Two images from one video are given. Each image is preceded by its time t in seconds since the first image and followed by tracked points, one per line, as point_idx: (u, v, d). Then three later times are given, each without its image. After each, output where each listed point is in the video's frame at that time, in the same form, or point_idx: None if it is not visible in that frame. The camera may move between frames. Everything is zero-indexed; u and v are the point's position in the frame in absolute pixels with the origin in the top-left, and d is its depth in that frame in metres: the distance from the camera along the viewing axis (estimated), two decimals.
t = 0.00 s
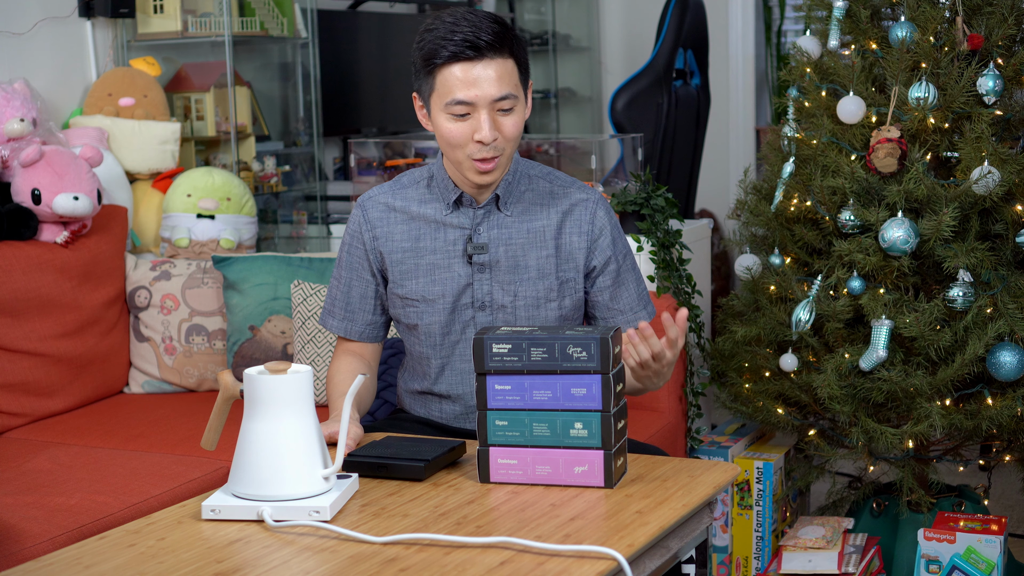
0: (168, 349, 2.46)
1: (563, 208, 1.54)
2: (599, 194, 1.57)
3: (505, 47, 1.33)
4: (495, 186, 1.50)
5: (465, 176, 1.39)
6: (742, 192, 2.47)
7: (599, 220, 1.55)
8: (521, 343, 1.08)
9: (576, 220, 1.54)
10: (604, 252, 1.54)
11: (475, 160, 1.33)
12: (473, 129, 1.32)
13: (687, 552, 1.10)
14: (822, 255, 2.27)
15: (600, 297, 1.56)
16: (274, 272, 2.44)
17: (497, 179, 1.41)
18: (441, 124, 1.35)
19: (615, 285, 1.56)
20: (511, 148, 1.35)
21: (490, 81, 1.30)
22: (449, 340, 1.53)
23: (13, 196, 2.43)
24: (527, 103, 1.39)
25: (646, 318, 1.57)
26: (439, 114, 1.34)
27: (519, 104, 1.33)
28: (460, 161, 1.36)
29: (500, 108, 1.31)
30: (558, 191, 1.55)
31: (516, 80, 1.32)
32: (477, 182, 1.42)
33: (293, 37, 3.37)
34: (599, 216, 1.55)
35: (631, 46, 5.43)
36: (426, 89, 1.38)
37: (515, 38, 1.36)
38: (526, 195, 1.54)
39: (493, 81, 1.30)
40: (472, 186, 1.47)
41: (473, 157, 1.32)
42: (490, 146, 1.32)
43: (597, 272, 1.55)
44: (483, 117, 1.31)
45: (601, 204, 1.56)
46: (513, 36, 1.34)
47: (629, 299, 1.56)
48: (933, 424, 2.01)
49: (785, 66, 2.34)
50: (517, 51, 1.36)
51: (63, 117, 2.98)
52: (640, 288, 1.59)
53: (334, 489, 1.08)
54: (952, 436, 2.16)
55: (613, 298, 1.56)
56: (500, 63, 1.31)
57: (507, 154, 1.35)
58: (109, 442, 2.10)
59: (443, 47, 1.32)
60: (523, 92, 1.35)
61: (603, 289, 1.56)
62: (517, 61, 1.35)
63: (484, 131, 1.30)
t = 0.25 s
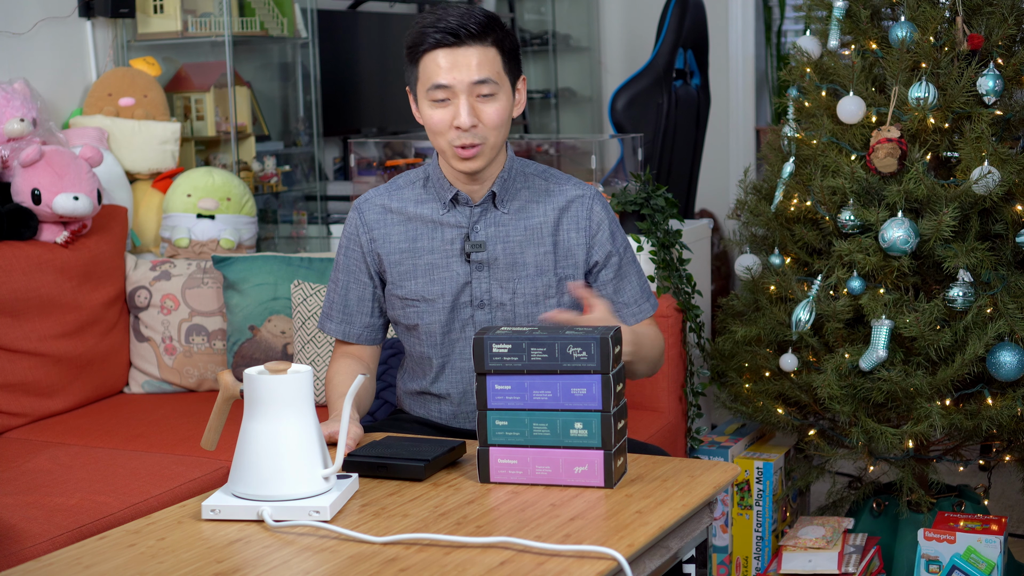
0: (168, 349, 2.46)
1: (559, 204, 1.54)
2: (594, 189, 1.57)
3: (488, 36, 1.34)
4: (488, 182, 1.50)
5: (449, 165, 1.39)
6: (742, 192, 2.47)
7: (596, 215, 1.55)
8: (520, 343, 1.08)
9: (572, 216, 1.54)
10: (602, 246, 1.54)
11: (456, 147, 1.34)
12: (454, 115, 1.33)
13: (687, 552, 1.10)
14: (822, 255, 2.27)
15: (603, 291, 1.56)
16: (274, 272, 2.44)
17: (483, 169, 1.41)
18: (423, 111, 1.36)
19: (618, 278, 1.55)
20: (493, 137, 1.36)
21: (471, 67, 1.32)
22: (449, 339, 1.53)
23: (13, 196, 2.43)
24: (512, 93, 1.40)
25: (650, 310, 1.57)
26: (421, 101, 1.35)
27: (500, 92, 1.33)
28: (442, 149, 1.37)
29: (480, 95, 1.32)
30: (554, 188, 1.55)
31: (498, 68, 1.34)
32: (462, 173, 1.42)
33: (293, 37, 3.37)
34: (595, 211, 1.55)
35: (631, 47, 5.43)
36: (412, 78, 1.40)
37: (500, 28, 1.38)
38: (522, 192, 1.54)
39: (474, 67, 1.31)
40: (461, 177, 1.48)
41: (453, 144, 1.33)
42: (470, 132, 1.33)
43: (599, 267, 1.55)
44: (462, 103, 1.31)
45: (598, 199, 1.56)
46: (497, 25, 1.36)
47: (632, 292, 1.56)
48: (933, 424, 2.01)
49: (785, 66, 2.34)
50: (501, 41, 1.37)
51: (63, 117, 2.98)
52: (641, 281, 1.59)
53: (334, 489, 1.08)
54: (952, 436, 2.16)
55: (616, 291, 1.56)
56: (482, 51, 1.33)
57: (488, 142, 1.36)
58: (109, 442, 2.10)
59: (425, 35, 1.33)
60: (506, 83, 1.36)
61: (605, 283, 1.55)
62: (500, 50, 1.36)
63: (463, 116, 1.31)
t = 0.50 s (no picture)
0: (168, 349, 2.46)
1: (556, 203, 1.54)
2: (591, 188, 1.57)
3: (478, 24, 1.39)
4: (485, 178, 1.50)
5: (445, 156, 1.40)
6: (742, 192, 2.47)
7: (593, 215, 1.55)
8: (521, 343, 1.08)
9: (569, 215, 1.54)
10: (599, 246, 1.55)
11: (450, 133, 1.35)
12: (445, 101, 1.35)
13: (687, 552, 1.10)
14: (822, 255, 2.26)
15: (598, 294, 1.57)
16: (274, 272, 2.44)
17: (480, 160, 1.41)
18: (416, 101, 1.38)
19: (613, 280, 1.56)
20: (487, 123, 1.37)
21: (461, 53, 1.36)
22: (447, 339, 1.53)
23: (13, 196, 2.43)
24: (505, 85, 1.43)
25: (644, 313, 1.57)
26: (414, 91, 1.39)
27: (491, 77, 1.37)
28: (437, 140, 1.38)
29: (470, 80, 1.36)
30: (551, 187, 1.56)
31: (488, 56, 1.38)
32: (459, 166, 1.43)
33: (293, 37, 3.37)
34: (592, 211, 1.55)
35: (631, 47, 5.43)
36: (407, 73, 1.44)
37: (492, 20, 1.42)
38: (519, 192, 1.54)
39: (463, 53, 1.36)
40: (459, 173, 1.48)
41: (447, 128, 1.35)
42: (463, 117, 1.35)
43: (594, 268, 1.55)
44: (453, 87, 1.35)
45: (595, 200, 1.56)
46: (488, 15, 1.40)
47: (627, 295, 1.57)
48: (933, 424, 2.02)
49: (785, 66, 2.34)
50: (492, 32, 1.41)
51: (63, 117, 2.98)
52: (636, 283, 1.60)
53: (334, 489, 1.08)
54: (952, 436, 2.16)
55: (611, 294, 1.56)
56: (471, 36, 1.38)
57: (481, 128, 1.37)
58: (110, 442, 2.10)
59: (417, 23, 1.38)
60: (498, 72, 1.40)
61: (600, 285, 1.56)
62: (491, 40, 1.40)
63: (454, 100, 1.34)
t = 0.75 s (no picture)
0: (168, 349, 2.46)
1: (558, 204, 1.54)
2: (593, 190, 1.58)
3: (475, 28, 1.36)
4: (486, 179, 1.50)
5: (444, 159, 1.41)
6: (742, 192, 2.47)
7: (595, 217, 1.55)
8: (520, 343, 1.08)
9: (571, 216, 1.54)
10: (601, 247, 1.55)
11: (449, 140, 1.37)
12: (444, 109, 1.35)
13: (687, 552, 1.10)
14: (822, 255, 2.26)
15: (599, 297, 1.58)
16: (274, 272, 2.44)
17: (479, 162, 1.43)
18: (415, 107, 1.38)
19: (614, 283, 1.58)
20: (485, 128, 1.38)
21: (459, 60, 1.34)
22: (448, 340, 1.53)
23: (13, 196, 2.43)
24: (504, 86, 1.42)
25: (642, 316, 1.59)
26: (412, 96, 1.38)
27: (490, 83, 1.36)
28: (436, 145, 1.39)
29: (468, 87, 1.35)
30: (553, 187, 1.56)
31: (486, 60, 1.36)
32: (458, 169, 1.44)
33: (293, 37, 3.37)
34: (594, 212, 1.55)
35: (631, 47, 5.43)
36: (405, 74, 1.43)
37: (490, 20, 1.40)
38: (520, 192, 1.54)
39: (461, 60, 1.34)
40: (458, 174, 1.49)
41: (444, 137, 1.36)
42: (462, 125, 1.36)
43: (594, 272, 1.56)
44: (451, 96, 1.34)
45: (597, 201, 1.56)
46: (485, 17, 1.37)
47: (627, 298, 1.58)
48: (934, 424, 2.02)
49: (785, 66, 2.34)
50: (490, 33, 1.39)
51: (63, 117, 2.98)
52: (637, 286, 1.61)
53: (334, 489, 1.08)
54: (952, 436, 2.16)
55: (613, 297, 1.58)
56: (469, 42, 1.35)
57: (480, 133, 1.38)
58: (109, 442, 2.10)
59: (413, 29, 1.36)
60: (497, 76, 1.38)
61: (601, 289, 1.57)
62: (489, 42, 1.38)
63: (453, 110, 1.34)
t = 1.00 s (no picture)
0: (168, 349, 2.46)
1: (560, 206, 1.54)
2: (596, 192, 1.58)
3: (488, 34, 1.35)
4: (490, 182, 1.50)
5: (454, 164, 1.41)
6: (742, 192, 2.47)
7: (597, 219, 1.55)
8: (520, 343, 1.08)
9: (574, 218, 1.54)
10: (603, 249, 1.55)
11: (460, 146, 1.36)
12: (457, 115, 1.34)
13: (687, 552, 1.10)
14: (822, 255, 2.26)
15: (599, 299, 1.58)
16: (274, 272, 2.44)
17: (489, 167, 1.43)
18: (426, 111, 1.37)
19: (614, 285, 1.58)
20: (497, 134, 1.37)
21: (472, 66, 1.33)
22: (449, 341, 1.53)
23: (13, 196, 2.43)
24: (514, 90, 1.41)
25: (644, 318, 1.58)
26: (424, 101, 1.37)
27: (502, 91, 1.35)
28: (446, 149, 1.39)
29: (482, 94, 1.34)
30: (555, 189, 1.56)
31: (499, 67, 1.35)
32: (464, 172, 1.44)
33: (293, 37, 3.37)
34: (597, 214, 1.55)
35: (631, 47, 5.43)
36: (413, 77, 1.41)
37: (500, 25, 1.38)
38: (523, 194, 1.54)
39: (475, 67, 1.33)
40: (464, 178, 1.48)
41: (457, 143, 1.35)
42: (474, 131, 1.35)
43: (595, 273, 1.56)
44: (465, 103, 1.33)
45: (600, 203, 1.56)
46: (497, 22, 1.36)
47: (627, 299, 1.58)
48: (934, 424, 2.02)
49: (785, 66, 2.34)
50: (501, 38, 1.38)
51: (63, 117, 2.98)
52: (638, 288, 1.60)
53: (334, 489, 1.08)
54: (952, 436, 2.16)
55: (613, 298, 1.58)
56: (482, 49, 1.34)
57: (492, 139, 1.37)
58: (109, 442, 2.10)
59: (426, 35, 1.34)
60: (508, 82, 1.38)
61: (602, 290, 1.57)
62: (501, 48, 1.37)
63: (466, 116, 1.33)
